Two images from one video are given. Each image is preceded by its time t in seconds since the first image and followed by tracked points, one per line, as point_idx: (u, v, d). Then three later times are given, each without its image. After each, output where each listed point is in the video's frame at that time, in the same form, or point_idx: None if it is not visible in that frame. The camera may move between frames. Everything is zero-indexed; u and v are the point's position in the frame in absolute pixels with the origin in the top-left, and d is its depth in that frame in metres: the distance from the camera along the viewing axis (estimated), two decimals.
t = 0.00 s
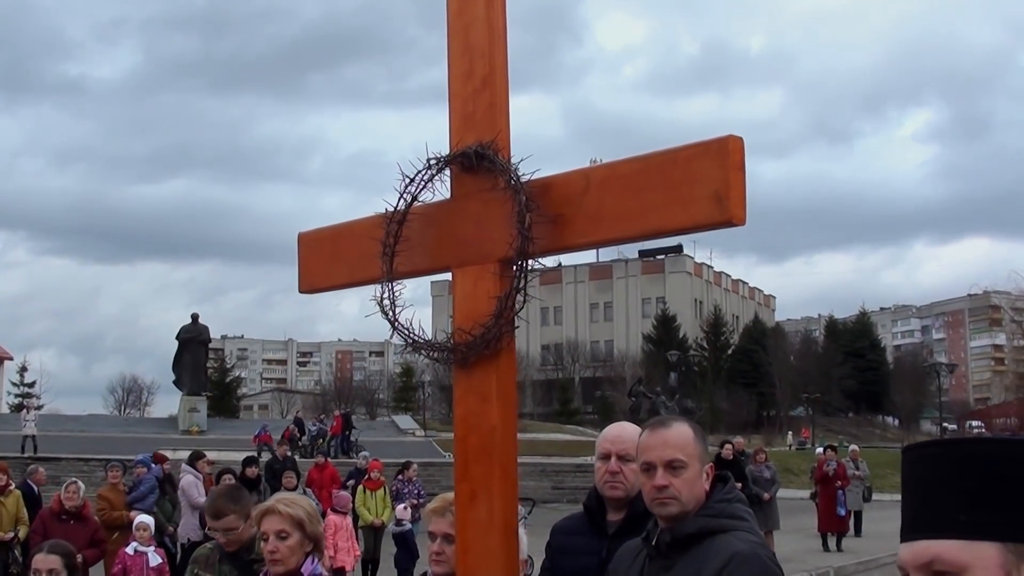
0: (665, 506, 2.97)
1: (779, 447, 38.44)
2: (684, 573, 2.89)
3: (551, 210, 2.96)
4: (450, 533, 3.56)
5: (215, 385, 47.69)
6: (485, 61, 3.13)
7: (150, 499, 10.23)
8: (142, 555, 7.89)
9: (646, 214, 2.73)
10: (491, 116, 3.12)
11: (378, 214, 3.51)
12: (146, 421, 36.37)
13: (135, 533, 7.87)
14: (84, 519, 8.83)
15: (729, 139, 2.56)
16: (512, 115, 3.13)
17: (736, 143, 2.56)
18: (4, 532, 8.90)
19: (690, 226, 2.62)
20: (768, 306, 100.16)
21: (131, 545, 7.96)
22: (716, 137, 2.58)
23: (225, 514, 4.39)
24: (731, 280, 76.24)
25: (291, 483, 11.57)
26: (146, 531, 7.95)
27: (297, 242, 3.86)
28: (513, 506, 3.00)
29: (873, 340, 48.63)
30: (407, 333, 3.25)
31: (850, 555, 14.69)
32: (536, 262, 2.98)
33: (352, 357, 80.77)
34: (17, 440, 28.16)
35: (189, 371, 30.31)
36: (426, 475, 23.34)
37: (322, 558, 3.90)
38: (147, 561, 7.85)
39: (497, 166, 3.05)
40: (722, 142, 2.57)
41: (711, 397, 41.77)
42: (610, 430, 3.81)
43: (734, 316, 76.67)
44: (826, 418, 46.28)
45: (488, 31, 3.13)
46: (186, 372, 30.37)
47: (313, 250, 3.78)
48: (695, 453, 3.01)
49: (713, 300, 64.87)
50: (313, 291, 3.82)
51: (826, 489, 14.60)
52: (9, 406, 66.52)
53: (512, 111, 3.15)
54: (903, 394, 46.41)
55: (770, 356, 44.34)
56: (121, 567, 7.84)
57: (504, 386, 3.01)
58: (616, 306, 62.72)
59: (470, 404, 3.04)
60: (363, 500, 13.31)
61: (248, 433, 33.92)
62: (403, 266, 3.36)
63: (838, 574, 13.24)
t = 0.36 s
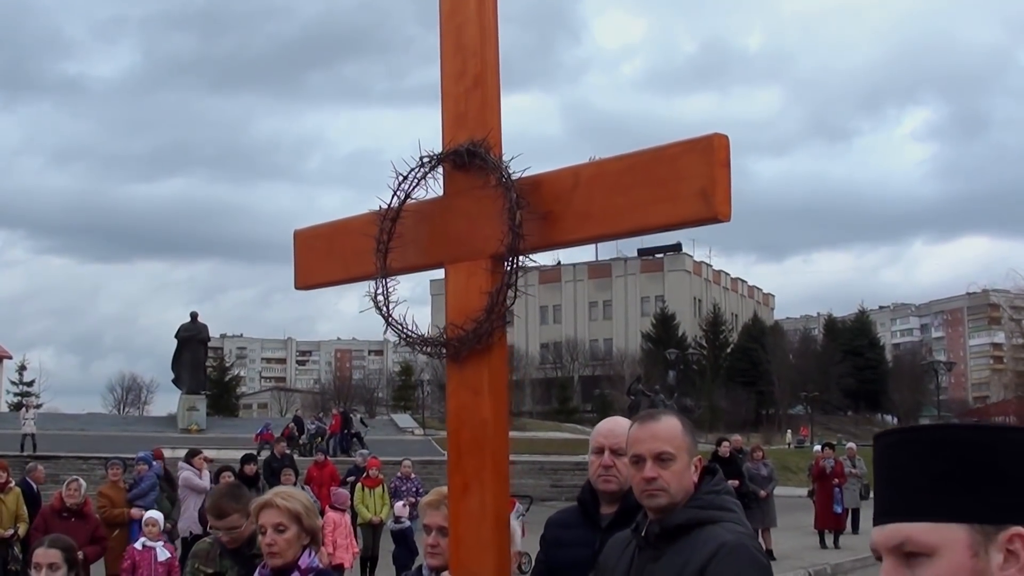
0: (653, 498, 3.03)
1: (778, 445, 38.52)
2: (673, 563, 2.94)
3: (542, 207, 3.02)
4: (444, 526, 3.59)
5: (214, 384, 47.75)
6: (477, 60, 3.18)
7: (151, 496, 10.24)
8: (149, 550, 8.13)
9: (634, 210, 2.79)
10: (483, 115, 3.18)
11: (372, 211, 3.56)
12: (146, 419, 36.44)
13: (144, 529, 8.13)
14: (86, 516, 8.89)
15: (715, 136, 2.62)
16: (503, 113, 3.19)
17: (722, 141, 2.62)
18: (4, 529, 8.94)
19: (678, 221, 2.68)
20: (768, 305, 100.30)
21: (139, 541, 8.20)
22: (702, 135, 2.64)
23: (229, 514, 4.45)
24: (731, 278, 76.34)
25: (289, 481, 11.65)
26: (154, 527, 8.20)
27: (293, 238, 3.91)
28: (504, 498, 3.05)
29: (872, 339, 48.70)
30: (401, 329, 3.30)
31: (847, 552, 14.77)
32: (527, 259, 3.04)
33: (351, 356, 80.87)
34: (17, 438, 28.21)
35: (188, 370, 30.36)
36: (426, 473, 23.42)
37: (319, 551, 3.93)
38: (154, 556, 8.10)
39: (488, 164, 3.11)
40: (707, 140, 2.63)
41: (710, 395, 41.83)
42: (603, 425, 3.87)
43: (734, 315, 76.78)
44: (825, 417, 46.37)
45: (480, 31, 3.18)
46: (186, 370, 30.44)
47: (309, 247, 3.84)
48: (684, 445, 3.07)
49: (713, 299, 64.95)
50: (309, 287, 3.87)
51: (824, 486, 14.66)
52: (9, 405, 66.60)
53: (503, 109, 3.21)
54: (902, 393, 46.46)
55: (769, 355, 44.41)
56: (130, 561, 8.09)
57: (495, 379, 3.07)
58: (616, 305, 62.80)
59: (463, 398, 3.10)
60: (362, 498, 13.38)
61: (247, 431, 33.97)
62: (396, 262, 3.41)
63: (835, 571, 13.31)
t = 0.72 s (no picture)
0: (636, 477, 3.11)
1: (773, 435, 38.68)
2: (657, 540, 3.02)
3: (528, 194, 3.09)
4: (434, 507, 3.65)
5: (210, 374, 47.82)
6: (465, 51, 3.25)
7: (147, 483, 10.42)
8: (150, 536, 8.41)
9: (617, 197, 2.86)
10: (471, 104, 3.25)
11: (363, 198, 3.63)
12: (141, 409, 36.52)
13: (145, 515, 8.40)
14: (83, 503, 8.96)
15: (695, 125, 2.69)
16: (490, 103, 3.26)
17: (702, 129, 2.69)
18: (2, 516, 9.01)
19: (659, 208, 2.75)
20: (763, 295, 100.49)
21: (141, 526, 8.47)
22: (683, 124, 2.71)
23: (228, 502, 4.56)
24: (726, 268, 76.51)
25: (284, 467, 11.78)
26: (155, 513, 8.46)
27: (286, 225, 3.98)
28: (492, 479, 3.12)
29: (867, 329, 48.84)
30: (391, 314, 3.38)
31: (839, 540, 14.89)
32: (514, 245, 3.11)
33: (347, 346, 80.95)
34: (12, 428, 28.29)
35: (183, 360, 30.43)
36: (420, 461, 23.53)
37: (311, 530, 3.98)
38: (155, 542, 8.38)
39: (476, 152, 3.18)
40: (688, 128, 2.70)
41: (705, 385, 41.97)
42: (590, 410, 3.95)
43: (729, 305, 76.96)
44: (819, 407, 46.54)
45: (468, 22, 3.25)
46: (181, 360, 30.52)
47: (301, 234, 3.91)
48: (666, 426, 3.16)
49: (708, 290, 65.10)
50: (301, 273, 3.94)
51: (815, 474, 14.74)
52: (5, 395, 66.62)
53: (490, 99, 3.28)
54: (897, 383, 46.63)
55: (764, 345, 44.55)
56: (131, 547, 8.38)
57: (483, 362, 3.14)
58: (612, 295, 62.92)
59: (451, 380, 3.17)
60: (356, 485, 13.49)
61: (243, 421, 34.06)
62: (386, 248, 3.48)
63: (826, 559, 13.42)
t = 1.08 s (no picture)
0: (612, 431, 3.19)
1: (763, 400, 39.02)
2: (630, 493, 3.10)
3: (505, 154, 3.14)
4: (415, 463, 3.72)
5: (201, 339, 47.87)
6: (444, 13, 3.28)
7: (137, 445, 10.53)
8: (142, 497, 8.51)
9: (589, 156, 2.91)
10: (449, 65, 3.29)
11: (345, 158, 3.68)
12: (132, 373, 36.59)
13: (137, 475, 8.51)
14: (73, 465, 9.04)
15: (665, 88, 2.74)
16: (468, 64, 3.30)
17: (672, 92, 2.75)
18: None
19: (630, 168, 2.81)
20: (754, 261, 100.89)
21: (133, 488, 8.56)
22: (654, 86, 2.76)
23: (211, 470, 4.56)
24: (717, 234, 76.72)
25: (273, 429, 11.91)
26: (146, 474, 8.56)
27: (270, 185, 4.02)
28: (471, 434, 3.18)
29: (857, 294, 49.05)
30: (372, 272, 3.44)
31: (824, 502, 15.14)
32: (490, 204, 3.17)
33: (339, 311, 81.00)
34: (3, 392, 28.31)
35: (174, 324, 30.43)
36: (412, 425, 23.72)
37: (295, 486, 4.04)
38: (146, 503, 8.48)
39: (455, 112, 3.22)
40: (659, 90, 2.76)
41: (695, 350, 42.24)
42: (569, 367, 4.04)
43: (720, 271, 77.27)
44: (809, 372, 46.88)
45: None
46: (172, 324, 30.57)
47: (285, 193, 3.95)
48: (641, 382, 3.23)
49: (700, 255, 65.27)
50: (284, 233, 3.99)
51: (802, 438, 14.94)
52: None
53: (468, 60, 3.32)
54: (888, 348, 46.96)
55: (755, 310, 44.79)
56: (124, 508, 8.47)
57: (461, 319, 3.20)
58: (603, 260, 63.05)
59: (430, 337, 3.22)
60: (346, 448, 13.61)
61: (234, 385, 34.19)
62: (367, 207, 3.53)
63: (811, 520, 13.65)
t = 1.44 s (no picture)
0: (574, 376, 3.29)
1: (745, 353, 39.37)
2: (590, 436, 3.18)
3: (468, 104, 3.17)
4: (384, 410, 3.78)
5: (185, 291, 47.80)
6: None
7: (117, 396, 10.54)
8: (123, 447, 8.64)
9: (550, 106, 2.95)
10: (415, 15, 3.30)
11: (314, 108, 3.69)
12: (116, 326, 36.56)
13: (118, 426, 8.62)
14: (53, 415, 9.09)
15: (626, 39, 2.78)
16: (434, 14, 3.31)
17: (632, 43, 2.78)
18: None
19: (589, 118, 2.85)
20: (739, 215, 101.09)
21: (114, 437, 8.69)
22: (614, 38, 2.80)
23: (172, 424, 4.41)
24: (702, 188, 76.76)
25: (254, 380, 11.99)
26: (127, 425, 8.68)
27: (240, 134, 4.04)
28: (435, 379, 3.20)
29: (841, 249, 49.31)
30: (339, 220, 3.47)
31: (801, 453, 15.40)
32: (454, 153, 3.20)
33: (324, 263, 80.88)
34: None
35: (157, 276, 30.39)
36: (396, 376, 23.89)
37: (267, 432, 4.06)
38: (128, 452, 8.62)
39: (419, 62, 3.24)
40: (619, 41, 2.79)
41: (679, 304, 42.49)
42: (537, 316, 4.13)
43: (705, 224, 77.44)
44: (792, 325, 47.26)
45: None
46: (156, 276, 30.52)
47: (255, 142, 3.97)
48: (603, 329, 3.34)
49: (685, 209, 65.36)
50: (254, 181, 4.01)
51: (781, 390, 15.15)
52: None
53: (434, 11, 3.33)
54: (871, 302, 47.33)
55: (738, 264, 45.02)
56: (106, 458, 8.62)
57: (426, 266, 3.23)
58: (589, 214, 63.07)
59: (395, 285, 3.25)
60: (327, 399, 13.72)
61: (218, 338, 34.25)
62: (334, 156, 3.55)
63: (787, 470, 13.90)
